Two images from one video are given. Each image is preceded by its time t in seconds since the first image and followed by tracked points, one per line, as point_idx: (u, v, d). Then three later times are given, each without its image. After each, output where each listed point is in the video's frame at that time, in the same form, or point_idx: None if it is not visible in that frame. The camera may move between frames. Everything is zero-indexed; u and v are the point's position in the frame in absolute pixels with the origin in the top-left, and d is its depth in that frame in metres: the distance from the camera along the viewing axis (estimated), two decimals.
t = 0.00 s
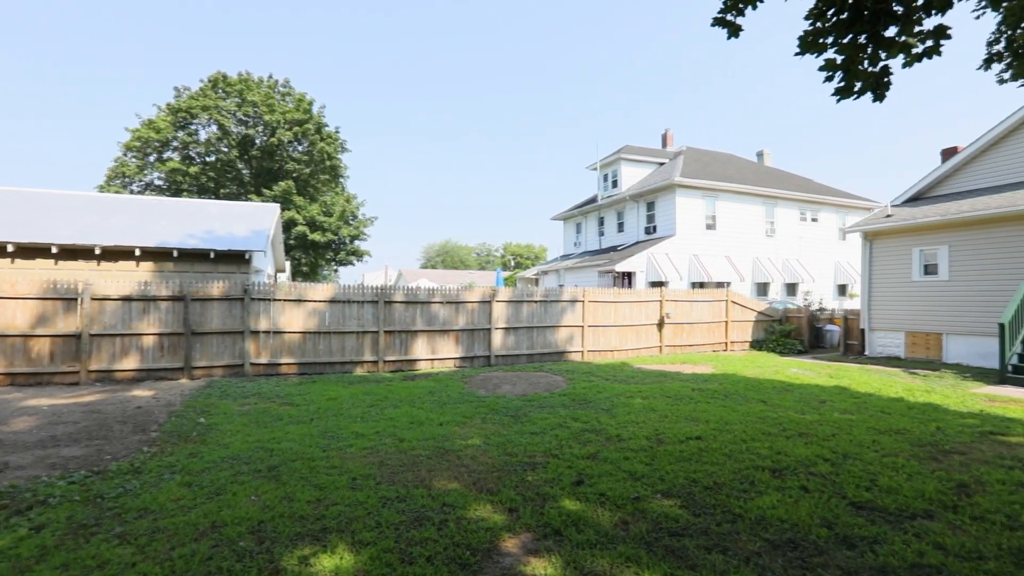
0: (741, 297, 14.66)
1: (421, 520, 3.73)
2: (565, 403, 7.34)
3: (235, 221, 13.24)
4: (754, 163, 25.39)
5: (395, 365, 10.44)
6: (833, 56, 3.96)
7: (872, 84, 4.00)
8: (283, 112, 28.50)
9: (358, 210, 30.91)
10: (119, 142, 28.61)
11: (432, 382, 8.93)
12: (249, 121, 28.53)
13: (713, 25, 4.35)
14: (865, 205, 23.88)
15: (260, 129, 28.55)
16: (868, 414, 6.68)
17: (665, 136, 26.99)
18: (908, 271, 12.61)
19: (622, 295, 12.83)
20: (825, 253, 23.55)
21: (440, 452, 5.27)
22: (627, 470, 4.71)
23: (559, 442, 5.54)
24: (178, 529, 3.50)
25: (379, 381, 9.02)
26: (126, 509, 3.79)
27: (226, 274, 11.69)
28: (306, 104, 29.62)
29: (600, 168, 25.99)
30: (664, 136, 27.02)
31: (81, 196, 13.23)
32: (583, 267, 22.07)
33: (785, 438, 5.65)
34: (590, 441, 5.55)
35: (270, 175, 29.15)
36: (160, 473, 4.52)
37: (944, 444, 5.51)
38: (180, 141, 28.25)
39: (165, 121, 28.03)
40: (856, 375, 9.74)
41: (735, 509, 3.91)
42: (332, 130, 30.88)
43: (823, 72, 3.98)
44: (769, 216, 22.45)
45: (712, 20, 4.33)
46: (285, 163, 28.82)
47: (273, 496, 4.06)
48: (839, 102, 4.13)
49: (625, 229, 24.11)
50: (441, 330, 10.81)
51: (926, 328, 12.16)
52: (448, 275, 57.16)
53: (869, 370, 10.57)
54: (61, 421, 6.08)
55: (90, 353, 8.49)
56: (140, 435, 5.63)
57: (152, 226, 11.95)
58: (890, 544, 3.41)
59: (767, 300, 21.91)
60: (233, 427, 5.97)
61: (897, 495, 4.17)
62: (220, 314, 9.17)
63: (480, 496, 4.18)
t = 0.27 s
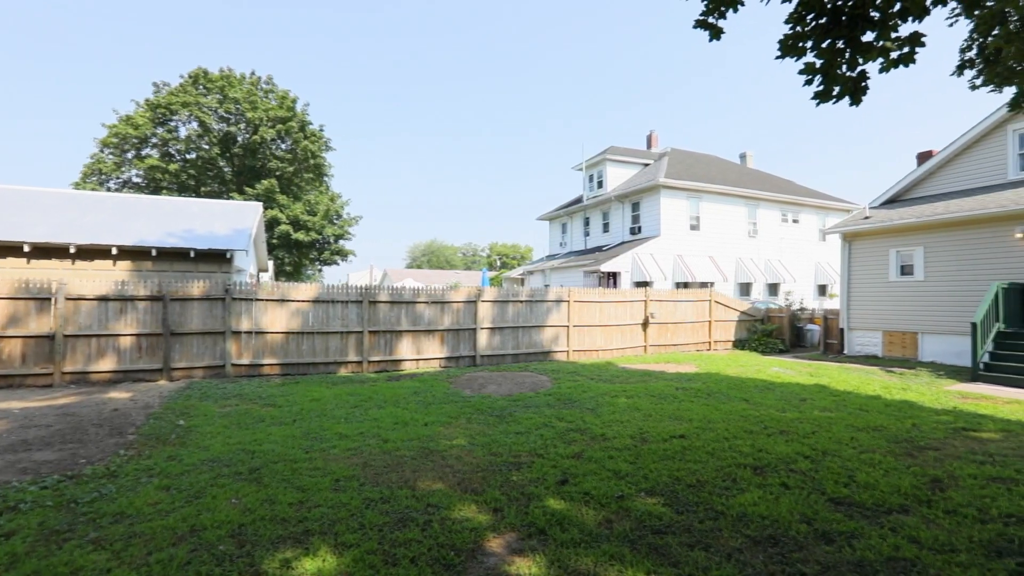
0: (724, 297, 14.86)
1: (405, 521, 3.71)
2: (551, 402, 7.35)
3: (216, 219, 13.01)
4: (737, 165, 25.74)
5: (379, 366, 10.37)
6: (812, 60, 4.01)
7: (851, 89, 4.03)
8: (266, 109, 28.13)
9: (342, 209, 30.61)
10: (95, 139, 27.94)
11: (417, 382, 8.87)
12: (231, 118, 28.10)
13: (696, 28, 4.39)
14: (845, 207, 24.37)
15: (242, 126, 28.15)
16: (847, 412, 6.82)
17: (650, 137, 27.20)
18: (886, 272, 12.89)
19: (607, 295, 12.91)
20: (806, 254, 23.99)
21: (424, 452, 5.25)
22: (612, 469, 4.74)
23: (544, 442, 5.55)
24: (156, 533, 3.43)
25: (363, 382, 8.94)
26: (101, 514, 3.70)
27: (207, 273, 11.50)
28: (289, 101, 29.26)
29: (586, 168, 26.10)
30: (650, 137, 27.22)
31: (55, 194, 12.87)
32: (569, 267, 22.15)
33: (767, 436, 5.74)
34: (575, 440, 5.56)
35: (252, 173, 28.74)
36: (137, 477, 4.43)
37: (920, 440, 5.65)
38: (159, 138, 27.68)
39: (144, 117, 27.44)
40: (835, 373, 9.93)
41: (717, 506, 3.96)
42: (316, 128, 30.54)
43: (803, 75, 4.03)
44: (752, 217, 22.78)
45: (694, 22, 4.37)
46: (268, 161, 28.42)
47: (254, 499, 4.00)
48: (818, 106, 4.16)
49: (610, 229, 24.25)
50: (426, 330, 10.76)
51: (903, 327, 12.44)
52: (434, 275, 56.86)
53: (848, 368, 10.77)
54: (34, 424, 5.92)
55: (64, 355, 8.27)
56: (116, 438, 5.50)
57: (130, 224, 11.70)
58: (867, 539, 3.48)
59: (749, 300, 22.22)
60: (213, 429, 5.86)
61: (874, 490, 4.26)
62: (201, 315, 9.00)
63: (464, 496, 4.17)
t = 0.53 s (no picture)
0: (708, 297, 15.04)
1: (389, 522, 3.69)
2: (536, 402, 7.36)
3: (196, 218, 12.79)
4: (721, 167, 26.07)
5: (364, 366, 10.28)
6: (792, 64, 4.07)
7: (830, 93, 4.10)
8: (248, 107, 27.70)
9: (327, 208, 30.29)
10: (71, 135, 27.26)
11: (402, 383, 8.81)
12: (212, 115, 27.62)
13: (679, 30, 4.43)
14: (825, 208, 24.83)
15: (224, 123, 27.66)
16: (826, 410, 6.95)
17: (635, 138, 27.40)
18: (864, 272, 13.15)
19: (593, 294, 12.98)
20: (788, 255, 24.39)
21: (409, 452, 5.22)
22: (596, 467, 4.77)
23: (529, 441, 5.56)
24: (133, 538, 3.36)
25: (348, 382, 8.86)
26: (75, 520, 3.61)
27: (188, 273, 11.30)
28: (272, 98, 28.86)
29: (571, 169, 26.19)
30: (635, 138, 27.43)
31: (27, 190, 12.51)
32: (555, 267, 22.21)
33: (749, 434, 5.82)
34: (560, 440, 5.58)
35: (234, 171, 28.28)
36: (113, 481, 4.32)
37: (896, 437, 5.78)
38: (138, 135, 27.10)
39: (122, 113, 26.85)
40: (815, 372, 10.11)
41: (700, 503, 4.01)
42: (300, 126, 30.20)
43: (783, 79, 4.09)
44: (735, 218, 23.09)
45: (677, 25, 4.41)
46: (251, 159, 27.98)
47: (235, 502, 3.94)
48: (799, 109, 4.22)
49: (596, 229, 24.38)
50: (411, 330, 10.70)
51: (881, 327, 12.72)
52: (419, 275, 56.52)
53: (828, 367, 10.96)
54: (5, 428, 5.74)
55: (38, 356, 8.05)
56: (92, 442, 5.37)
57: (107, 222, 11.44)
58: (845, 534, 3.55)
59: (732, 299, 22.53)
60: (193, 432, 5.76)
61: (852, 486, 4.35)
62: (180, 315, 8.83)
63: (449, 497, 4.16)
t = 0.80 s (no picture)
0: (692, 297, 15.21)
1: (373, 524, 3.66)
2: (521, 402, 7.37)
3: (176, 216, 12.55)
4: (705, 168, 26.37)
5: (348, 366, 10.20)
6: (773, 68, 4.13)
7: (810, 96, 4.16)
8: (231, 103, 27.26)
9: (311, 207, 29.94)
10: (45, 130, 26.56)
11: (386, 383, 8.76)
12: (193, 111, 27.10)
13: (662, 33, 4.46)
14: (806, 210, 25.28)
15: (206, 120, 27.16)
16: (806, 408, 7.08)
17: (620, 139, 27.59)
18: (844, 273, 13.41)
19: (578, 294, 13.04)
20: (770, 255, 24.78)
21: (393, 453, 5.19)
22: (581, 467, 4.80)
23: (514, 441, 5.57)
24: (110, 544, 3.28)
25: (332, 383, 8.77)
26: (49, 526, 3.52)
27: (167, 273, 11.10)
28: (255, 96, 28.46)
29: (557, 169, 26.25)
30: (620, 140, 27.61)
31: None
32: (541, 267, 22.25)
33: (732, 432, 5.90)
34: (545, 440, 5.60)
35: (215, 169, 27.79)
36: (88, 485, 4.23)
37: (873, 434, 5.91)
38: (116, 131, 26.52)
39: (99, 108, 26.22)
40: (796, 370, 10.28)
41: (683, 501, 4.06)
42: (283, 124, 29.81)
43: (763, 82, 4.15)
44: (718, 219, 23.39)
45: (661, 27, 4.44)
46: (233, 157, 27.48)
47: (215, 505, 3.87)
48: (780, 112, 4.29)
49: (582, 229, 24.48)
50: (396, 330, 10.65)
51: (860, 326, 12.98)
52: (404, 275, 56.09)
53: (808, 365, 11.16)
54: None
55: (9, 358, 7.82)
56: (66, 445, 5.24)
57: (83, 220, 11.16)
58: (823, 529, 3.62)
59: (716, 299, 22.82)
60: (172, 434, 5.65)
61: (831, 482, 4.45)
62: (160, 315, 8.65)
63: (434, 497, 4.14)
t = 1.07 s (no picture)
0: (676, 297, 15.37)
1: (357, 525, 3.63)
2: (506, 402, 7.38)
3: (155, 214, 12.31)
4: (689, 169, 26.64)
5: (333, 367, 10.10)
6: (754, 70, 4.17)
7: (791, 99, 4.21)
8: (212, 100, 26.79)
9: (294, 205, 29.58)
10: (18, 125, 25.84)
11: (371, 383, 8.69)
12: (173, 108, 26.58)
13: (646, 35, 4.47)
14: (788, 211, 25.70)
15: (186, 117, 26.68)
16: (787, 406, 7.21)
17: (606, 140, 27.75)
18: (823, 273, 13.66)
19: (564, 294, 13.09)
20: (752, 256, 25.13)
21: (378, 454, 5.15)
22: (566, 466, 4.81)
23: (499, 441, 5.57)
24: (84, 550, 3.21)
25: (315, 384, 8.66)
26: (20, 532, 3.42)
27: (146, 272, 10.88)
28: (237, 92, 28.02)
29: (543, 169, 26.31)
30: (605, 141, 27.77)
31: None
32: (527, 267, 22.29)
33: (715, 431, 5.97)
34: (530, 439, 5.61)
35: (197, 167, 27.32)
36: (62, 490, 4.12)
37: (851, 431, 6.04)
38: (93, 126, 25.91)
39: (74, 103, 25.58)
40: (777, 369, 10.46)
41: (666, 499, 4.10)
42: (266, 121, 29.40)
43: (746, 85, 4.19)
44: (702, 220, 23.66)
45: (644, 30, 4.44)
46: (214, 154, 27.01)
47: (195, 508, 3.81)
48: (761, 115, 4.33)
49: (568, 229, 24.57)
50: (381, 330, 10.57)
51: (839, 325, 13.24)
52: (390, 275, 55.64)
53: (790, 364, 11.35)
54: None
55: None
56: (39, 449, 5.10)
57: (58, 218, 10.88)
58: (804, 525, 3.69)
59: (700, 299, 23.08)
60: (151, 436, 5.55)
61: (810, 479, 4.53)
62: (138, 315, 8.48)
63: (418, 498, 4.12)
